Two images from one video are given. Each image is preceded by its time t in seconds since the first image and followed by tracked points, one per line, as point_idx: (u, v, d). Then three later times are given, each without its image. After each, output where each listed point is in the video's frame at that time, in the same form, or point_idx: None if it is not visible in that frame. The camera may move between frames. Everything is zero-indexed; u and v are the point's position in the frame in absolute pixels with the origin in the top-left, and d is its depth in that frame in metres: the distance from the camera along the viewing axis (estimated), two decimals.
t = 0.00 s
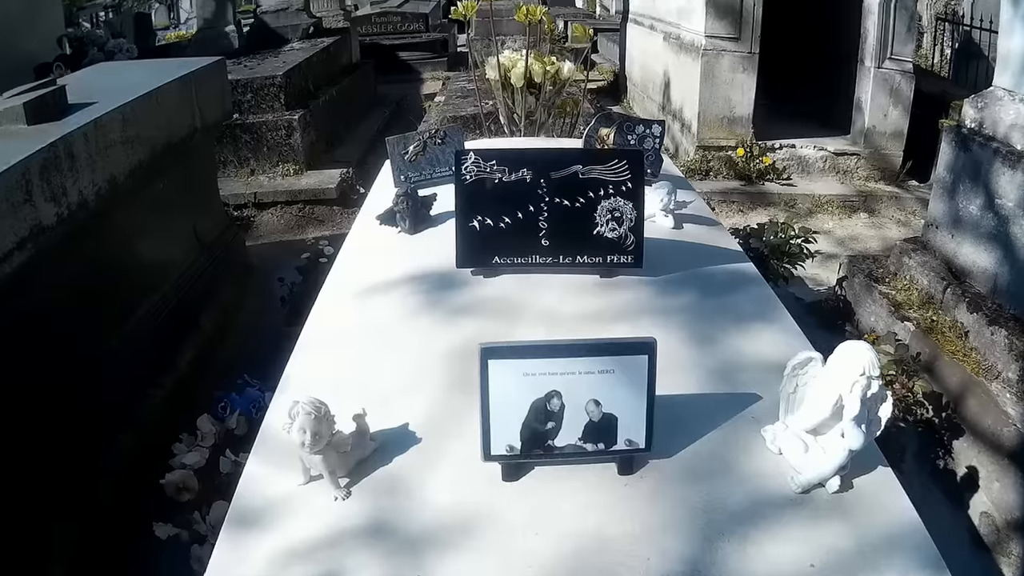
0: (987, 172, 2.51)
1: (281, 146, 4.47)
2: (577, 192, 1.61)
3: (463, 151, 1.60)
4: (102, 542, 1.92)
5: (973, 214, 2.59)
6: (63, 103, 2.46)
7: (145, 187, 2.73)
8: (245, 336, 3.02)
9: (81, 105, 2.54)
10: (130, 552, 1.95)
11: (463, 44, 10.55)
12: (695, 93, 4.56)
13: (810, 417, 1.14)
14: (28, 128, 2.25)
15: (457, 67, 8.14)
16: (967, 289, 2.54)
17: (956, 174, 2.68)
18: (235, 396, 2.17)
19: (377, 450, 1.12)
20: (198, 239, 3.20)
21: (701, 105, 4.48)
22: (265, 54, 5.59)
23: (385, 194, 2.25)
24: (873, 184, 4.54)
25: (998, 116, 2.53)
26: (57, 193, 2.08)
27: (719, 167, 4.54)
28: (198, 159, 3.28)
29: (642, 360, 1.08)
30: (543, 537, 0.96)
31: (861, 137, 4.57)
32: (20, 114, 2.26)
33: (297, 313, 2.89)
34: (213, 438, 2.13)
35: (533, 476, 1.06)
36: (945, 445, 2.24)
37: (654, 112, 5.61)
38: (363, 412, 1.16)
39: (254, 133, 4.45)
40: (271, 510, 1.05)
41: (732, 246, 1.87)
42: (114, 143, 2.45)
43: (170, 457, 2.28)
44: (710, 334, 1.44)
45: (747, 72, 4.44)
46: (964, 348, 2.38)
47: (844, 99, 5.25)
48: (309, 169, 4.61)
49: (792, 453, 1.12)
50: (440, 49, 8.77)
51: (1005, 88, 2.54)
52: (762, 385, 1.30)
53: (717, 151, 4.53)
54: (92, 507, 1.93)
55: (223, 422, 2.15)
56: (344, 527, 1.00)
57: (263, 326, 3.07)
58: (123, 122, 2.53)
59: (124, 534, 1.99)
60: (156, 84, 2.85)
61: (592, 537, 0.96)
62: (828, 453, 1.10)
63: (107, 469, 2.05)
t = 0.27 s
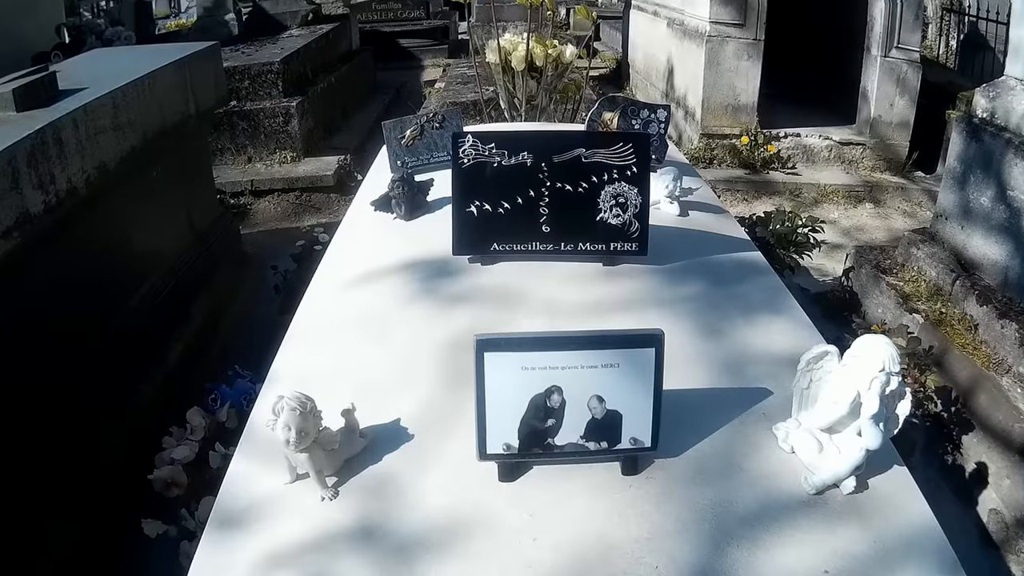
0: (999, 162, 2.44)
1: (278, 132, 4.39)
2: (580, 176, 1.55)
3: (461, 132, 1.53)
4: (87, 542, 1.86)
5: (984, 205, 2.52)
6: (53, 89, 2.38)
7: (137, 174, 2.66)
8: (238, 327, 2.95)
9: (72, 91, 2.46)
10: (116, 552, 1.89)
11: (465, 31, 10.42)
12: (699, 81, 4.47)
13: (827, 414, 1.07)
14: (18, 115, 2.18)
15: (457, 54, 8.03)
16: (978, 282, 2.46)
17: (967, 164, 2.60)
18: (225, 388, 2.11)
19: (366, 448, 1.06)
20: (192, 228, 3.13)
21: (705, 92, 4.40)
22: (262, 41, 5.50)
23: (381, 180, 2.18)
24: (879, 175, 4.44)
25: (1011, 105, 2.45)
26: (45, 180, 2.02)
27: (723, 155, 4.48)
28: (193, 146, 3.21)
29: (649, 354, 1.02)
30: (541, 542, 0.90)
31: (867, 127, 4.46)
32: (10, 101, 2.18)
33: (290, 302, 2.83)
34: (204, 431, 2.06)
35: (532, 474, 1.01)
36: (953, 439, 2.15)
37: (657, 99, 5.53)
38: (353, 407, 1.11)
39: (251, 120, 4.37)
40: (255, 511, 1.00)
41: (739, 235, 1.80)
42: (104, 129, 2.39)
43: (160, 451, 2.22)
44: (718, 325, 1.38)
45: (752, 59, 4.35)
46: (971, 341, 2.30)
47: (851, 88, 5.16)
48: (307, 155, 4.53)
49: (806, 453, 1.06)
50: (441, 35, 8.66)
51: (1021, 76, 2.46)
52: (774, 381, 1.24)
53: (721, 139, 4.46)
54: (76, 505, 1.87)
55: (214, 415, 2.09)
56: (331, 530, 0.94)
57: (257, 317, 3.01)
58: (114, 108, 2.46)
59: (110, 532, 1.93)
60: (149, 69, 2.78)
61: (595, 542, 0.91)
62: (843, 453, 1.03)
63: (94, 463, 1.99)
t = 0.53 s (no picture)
0: (1009, 152, 2.37)
1: (275, 119, 4.31)
2: (581, 160, 1.49)
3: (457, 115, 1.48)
4: (71, 539, 1.81)
5: (992, 196, 2.46)
6: (41, 76, 2.31)
7: (127, 161, 2.59)
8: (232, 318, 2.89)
9: (59, 77, 2.39)
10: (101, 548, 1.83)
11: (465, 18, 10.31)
12: (701, 68, 4.40)
13: (841, 412, 1.02)
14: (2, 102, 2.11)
15: (457, 40, 7.93)
16: (986, 273, 2.39)
17: (974, 154, 2.54)
18: (216, 380, 2.02)
19: (355, 448, 1.02)
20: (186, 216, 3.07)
21: (707, 80, 4.33)
22: (259, 27, 5.41)
23: (377, 166, 2.12)
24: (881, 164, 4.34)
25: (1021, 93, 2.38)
26: (29, 168, 1.96)
27: (726, 143, 4.42)
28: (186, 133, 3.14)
29: (654, 348, 0.96)
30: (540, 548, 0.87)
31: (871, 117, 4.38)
32: None
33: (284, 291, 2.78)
34: (195, 425, 1.97)
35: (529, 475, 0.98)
36: (961, 432, 2.05)
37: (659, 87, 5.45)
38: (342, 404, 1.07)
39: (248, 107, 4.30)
40: (240, 512, 0.95)
41: (745, 224, 1.74)
42: (91, 116, 2.32)
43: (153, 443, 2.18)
44: (724, 316, 1.33)
45: (756, 47, 4.27)
46: (979, 332, 2.24)
47: (855, 76, 5.09)
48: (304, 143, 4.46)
49: (817, 452, 1.01)
50: (441, 22, 8.55)
51: None
52: (784, 375, 1.18)
53: (723, 127, 4.39)
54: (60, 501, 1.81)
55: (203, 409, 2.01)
56: (322, 534, 0.90)
57: (253, 307, 2.96)
58: (101, 94, 2.39)
59: (96, 528, 1.88)
60: (139, 55, 2.71)
61: (593, 549, 0.87)
62: (856, 453, 0.98)
63: (86, 459, 1.94)
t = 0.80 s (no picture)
0: (1016, 141, 2.32)
1: (271, 106, 4.24)
2: (580, 144, 1.44)
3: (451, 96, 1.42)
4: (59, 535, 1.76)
5: (998, 185, 2.41)
6: (29, 61, 2.24)
7: (117, 148, 2.52)
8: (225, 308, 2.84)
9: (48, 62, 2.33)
10: (91, 546, 1.77)
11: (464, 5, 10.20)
12: (703, 55, 4.34)
13: (850, 409, 0.97)
14: None
15: (457, 28, 7.84)
16: (992, 265, 2.33)
17: (979, 143, 2.49)
18: (208, 372, 1.96)
19: (343, 445, 0.98)
20: (179, 204, 3.01)
21: (709, 67, 4.27)
22: (255, 13, 5.33)
23: (371, 151, 2.07)
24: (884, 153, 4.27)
25: None
26: (14, 155, 1.89)
27: (727, 131, 4.36)
28: (178, 119, 3.07)
29: (657, 341, 0.92)
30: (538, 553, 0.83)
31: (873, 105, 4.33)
32: None
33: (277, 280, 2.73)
34: (185, 418, 1.89)
35: (524, 473, 0.94)
36: (967, 425, 2.00)
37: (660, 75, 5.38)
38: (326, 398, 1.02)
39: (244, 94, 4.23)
40: (225, 510, 0.91)
41: (749, 211, 1.68)
42: (80, 101, 2.25)
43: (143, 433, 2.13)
44: (730, 307, 1.28)
45: (758, 34, 4.20)
46: (986, 325, 2.18)
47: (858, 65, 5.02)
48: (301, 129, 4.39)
49: (829, 447, 0.97)
50: (440, 9, 8.45)
51: None
52: (791, 368, 1.14)
53: (724, 114, 4.33)
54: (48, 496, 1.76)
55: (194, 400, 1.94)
56: (309, 535, 0.86)
57: (247, 296, 2.90)
58: (91, 79, 2.32)
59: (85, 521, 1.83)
60: (130, 40, 2.64)
61: (594, 554, 0.84)
62: (869, 450, 0.94)
63: (75, 449, 1.89)
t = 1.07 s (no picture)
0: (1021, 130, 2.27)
1: (268, 94, 4.18)
2: (579, 129, 1.40)
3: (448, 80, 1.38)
4: (48, 534, 1.70)
5: (1002, 175, 2.36)
6: (17, 48, 2.15)
7: (111, 138, 2.43)
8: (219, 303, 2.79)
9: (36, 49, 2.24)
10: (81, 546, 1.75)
11: None
12: (704, 43, 4.28)
13: (863, 406, 0.93)
14: None
15: (457, 16, 7.77)
16: (997, 256, 2.28)
17: (983, 132, 2.45)
18: (199, 363, 1.91)
19: (331, 442, 0.96)
20: (174, 194, 2.93)
21: (710, 55, 4.21)
22: None
23: (366, 137, 2.02)
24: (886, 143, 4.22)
25: None
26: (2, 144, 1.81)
27: (728, 120, 4.30)
28: (173, 107, 2.98)
29: (661, 334, 0.87)
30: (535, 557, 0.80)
31: (875, 94, 4.27)
32: None
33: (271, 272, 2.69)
34: (176, 410, 1.85)
35: (520, 471, 0.91)
36: (971, 417, 1.95)
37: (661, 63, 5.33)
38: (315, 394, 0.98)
39: (241, 83, 4.17)
40: (211, 511, 0.88)
41: (752, 199, 1.64)
42: (69, 88, 2.17)
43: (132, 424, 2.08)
44: (735, 298, 1.24)
45: (761, 22, 4.14)
46: (990, 316, 2.13)
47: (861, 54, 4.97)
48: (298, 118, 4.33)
49: (841, 443, 0.93)
50: None
51: None
52: (797, 360, 1.10)
53: (726, 102, 4.27)
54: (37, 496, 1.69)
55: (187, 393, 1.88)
56: (298, 538, 0.83)
57: (242, 287, 2.85)
58: (80, 66, 2.25)
59: (76, 517, 1.79)
60: (122, 26, 2.56)
61: (595, 559, 0.81)
62: (881, 447, 0.91)
63: (69, 443, 1.83)
